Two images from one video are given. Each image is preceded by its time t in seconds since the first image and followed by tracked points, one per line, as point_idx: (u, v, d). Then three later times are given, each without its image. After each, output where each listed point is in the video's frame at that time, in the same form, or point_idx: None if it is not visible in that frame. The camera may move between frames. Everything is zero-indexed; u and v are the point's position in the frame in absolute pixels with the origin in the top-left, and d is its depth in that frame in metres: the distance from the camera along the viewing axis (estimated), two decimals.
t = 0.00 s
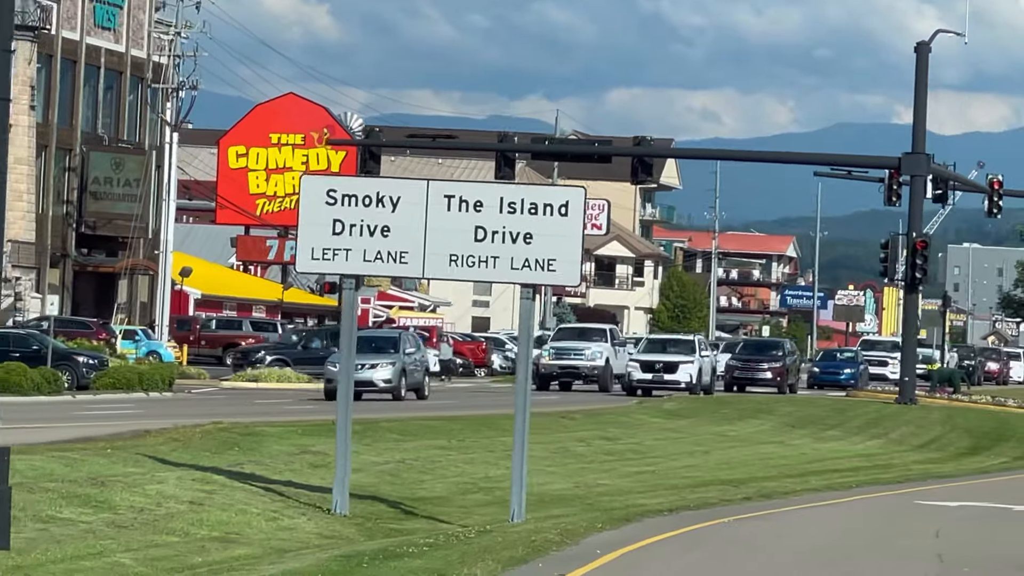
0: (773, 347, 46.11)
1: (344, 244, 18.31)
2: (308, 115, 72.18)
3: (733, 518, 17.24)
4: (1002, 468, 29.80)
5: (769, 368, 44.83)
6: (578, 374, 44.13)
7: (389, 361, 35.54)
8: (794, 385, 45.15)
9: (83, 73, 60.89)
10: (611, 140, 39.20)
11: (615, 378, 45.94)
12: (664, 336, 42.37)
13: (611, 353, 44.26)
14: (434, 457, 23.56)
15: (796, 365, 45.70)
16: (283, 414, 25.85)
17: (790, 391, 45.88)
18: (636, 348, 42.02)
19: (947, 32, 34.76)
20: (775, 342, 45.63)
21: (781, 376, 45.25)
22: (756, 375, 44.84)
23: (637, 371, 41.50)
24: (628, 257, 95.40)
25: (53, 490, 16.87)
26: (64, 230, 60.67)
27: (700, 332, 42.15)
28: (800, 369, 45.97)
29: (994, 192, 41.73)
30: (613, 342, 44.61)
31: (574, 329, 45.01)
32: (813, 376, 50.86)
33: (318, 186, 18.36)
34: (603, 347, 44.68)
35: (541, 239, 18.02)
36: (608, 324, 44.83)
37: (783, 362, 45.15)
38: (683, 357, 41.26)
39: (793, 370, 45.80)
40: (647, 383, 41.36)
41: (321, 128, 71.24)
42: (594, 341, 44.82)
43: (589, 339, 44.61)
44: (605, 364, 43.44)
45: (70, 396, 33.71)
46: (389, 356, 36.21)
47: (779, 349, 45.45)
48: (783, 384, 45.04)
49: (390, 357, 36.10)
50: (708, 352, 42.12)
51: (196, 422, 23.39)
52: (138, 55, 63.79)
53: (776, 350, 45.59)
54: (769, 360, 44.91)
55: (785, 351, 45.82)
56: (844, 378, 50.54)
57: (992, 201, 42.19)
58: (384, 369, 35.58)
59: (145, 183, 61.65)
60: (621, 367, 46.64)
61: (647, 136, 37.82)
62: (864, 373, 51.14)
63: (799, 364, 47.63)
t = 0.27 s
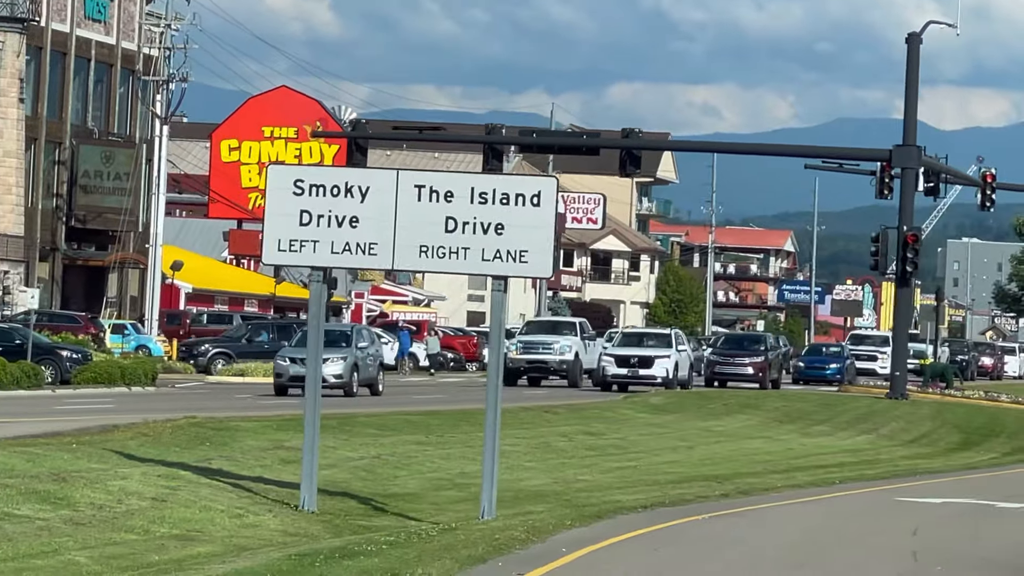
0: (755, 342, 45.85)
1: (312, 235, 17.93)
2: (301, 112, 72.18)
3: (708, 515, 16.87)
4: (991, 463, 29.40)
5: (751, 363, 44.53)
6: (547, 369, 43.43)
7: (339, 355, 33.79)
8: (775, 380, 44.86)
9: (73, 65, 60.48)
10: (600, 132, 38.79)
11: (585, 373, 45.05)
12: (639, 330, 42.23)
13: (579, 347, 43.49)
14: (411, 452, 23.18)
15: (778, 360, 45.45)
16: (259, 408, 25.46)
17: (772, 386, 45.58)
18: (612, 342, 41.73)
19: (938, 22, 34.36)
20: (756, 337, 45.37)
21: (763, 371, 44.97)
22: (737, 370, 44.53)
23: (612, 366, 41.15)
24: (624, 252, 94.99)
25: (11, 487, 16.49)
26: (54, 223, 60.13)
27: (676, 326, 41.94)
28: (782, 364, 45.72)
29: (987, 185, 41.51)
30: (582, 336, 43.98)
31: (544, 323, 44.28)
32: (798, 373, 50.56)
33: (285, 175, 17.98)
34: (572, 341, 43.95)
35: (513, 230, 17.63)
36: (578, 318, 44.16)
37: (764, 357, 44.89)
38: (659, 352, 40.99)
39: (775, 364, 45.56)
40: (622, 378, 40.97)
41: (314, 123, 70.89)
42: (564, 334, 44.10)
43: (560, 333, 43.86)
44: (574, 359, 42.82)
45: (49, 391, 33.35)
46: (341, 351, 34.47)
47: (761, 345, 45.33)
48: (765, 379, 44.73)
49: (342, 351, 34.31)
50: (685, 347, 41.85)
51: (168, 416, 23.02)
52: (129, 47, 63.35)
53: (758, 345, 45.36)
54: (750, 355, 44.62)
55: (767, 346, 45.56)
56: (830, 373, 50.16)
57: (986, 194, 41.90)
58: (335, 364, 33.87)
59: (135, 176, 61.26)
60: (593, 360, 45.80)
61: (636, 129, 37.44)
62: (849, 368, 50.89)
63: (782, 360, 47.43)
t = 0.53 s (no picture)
0: (735, 336, 45.43)
1: (278, 226, 17.57)
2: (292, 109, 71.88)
3: (681, 514, 16.52)
4: (977, 459, 29.03)
5: (729, 358, 44.07)
6: (510, 365, 42.56)
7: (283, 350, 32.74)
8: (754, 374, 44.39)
9: (61, 58, 60.15)
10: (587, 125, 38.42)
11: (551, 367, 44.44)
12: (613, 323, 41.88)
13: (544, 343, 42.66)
14: (387, 448, 22.84)
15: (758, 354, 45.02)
16: (233, 401, 25.10)
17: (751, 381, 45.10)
18: (584, 335, 41.23)
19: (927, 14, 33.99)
20: (736, 332, 44.93)
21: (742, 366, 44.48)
22: (717, 365, 44.04)
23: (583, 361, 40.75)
24: (619, 246, 94.57)
25: None
26: (42, 217, 59.78)
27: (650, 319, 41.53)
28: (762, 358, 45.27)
29: (978, 178, 41.28)
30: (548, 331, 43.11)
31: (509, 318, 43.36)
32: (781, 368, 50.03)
33: (251, 165, 17.63)
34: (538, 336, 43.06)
35: (483, 221, 17.26)
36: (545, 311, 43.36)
37: (744, 351, 44.42)
38: (631, 346, 40.51)
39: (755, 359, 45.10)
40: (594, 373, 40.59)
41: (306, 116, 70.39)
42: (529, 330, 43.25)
43: (524, 328, 43.05)
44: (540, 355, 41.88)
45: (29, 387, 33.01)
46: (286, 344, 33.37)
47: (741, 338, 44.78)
48: (744, 374, 44.23)
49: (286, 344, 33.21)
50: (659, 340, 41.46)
51: (140, 411, 22.68)
52: (119, 40, 62.98)
53: (737, 339, 44.95)
54: (730, 350, 44.16)
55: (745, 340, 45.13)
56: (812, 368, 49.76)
57: (977, 187, 41.61)
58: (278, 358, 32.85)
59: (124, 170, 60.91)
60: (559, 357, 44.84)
61: (624, 122, 37.08)
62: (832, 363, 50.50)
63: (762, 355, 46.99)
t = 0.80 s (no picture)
0: (712, 332, 45.04)
1: (242, 219, 17.24)
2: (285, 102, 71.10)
3: (651, 512, 16.19)
4: (962, 456, 28.69)
5: (706, 354, 43.67)
6: (469, 360, 41.78)
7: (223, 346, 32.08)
8: (731, 370, 44.00)
9: (48, 51, 59.75)
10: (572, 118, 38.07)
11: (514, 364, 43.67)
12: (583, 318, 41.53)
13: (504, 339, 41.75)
14: (361, 444, 22.52)
15: (735, 350, 44.65)
16: (207, 396, 24.76)
17: (728, 378, 44.67)
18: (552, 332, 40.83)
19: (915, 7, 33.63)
20: (712, 327, 44.54)
21: (718, 362, 44.07)
22: (693, 361, 43.61)
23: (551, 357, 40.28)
24: (612, 242, 94.24)
25: None
26: (29, 212, 59.41)
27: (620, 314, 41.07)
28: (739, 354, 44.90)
29: (967, 172, 40.99)
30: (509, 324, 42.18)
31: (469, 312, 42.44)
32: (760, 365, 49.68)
33: (214, 156, 17.29)
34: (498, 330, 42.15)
35: (451, 213, 16.91)
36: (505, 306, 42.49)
37: (720, 347, 44.01)
38: (599, 342, 40.05)
39: (731, 355, 44.74)
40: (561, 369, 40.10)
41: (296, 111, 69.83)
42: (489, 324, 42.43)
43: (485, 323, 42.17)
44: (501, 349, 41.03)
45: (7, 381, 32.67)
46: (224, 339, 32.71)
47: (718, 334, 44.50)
48: (721, 371, 43.81)
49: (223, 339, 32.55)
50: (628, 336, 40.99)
51: (110, 406, 22.36)
52: (107, 34, 62.65)
53: (714, 336, 44.59)
54: (706, 346, 43.76)
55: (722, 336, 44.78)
56: (793, 364, 49.46)
57: (966, 181, 41.30)
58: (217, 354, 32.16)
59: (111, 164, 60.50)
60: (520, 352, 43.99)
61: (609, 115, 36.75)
62: (813, 359, 50.19)
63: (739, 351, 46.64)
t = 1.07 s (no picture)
0: (686, 328, 44.45)
1: (204, 211, 16.90)
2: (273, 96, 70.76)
3: (620, 512, 15.83)
4: (946, 455, 28.36)
5: (679, 351, 43.05)
6: (425, 357, 39.70)
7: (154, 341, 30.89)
8: (704, 367, 43.42)
9: (33, 46, 59.40)
10: (556, 112, 37.68)
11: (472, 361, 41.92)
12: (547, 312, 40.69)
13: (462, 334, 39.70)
14: (332, 442, 22.17)
15: (709, 347, 44.08)
16: (179, 392, 24.40)
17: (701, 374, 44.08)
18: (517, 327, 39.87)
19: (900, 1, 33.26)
20: (686, 323, 43.97)
21: (692, 359, 43.47)
22: (666, 358, 42.98)
23: (513, 356, 39.28)
24: (603, 239, 93.95)
25: None
26: (14, 206, 59.05)
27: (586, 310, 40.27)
28: (713, 350, 44.33)
29: (955, 168, 40.71)
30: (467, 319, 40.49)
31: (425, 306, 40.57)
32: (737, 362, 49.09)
33: (176, 147, 16.94)
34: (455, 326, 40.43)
35: (417, 206, 16.54)
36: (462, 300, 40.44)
37: (694, 344, 43.43)
38: (564, 339, 39.18)
39: (705, 351, 44.17)
40: (526, 367, 39.23)
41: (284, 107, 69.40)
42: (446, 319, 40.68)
43: (441, 318, 40.10)
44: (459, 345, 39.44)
45: None
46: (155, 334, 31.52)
47: (692, 331, 43.95)
48: (694, 368, 43.22)
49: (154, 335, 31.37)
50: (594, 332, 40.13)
51: (77, 403, 21.99)
52: (92, 29, 62.29)
53: (688, 332, 44.00)
54: (679, 342, 43.15)
55: (696, 332, 44.21)
56: (770, 361, 48.87)
57: (954, 177, 41.00)
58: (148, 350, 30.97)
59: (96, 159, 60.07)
60: (477, 348, 42.37)
61: (594, 110, 36.39)
62: (790, 356, 49.68)
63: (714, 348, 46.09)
